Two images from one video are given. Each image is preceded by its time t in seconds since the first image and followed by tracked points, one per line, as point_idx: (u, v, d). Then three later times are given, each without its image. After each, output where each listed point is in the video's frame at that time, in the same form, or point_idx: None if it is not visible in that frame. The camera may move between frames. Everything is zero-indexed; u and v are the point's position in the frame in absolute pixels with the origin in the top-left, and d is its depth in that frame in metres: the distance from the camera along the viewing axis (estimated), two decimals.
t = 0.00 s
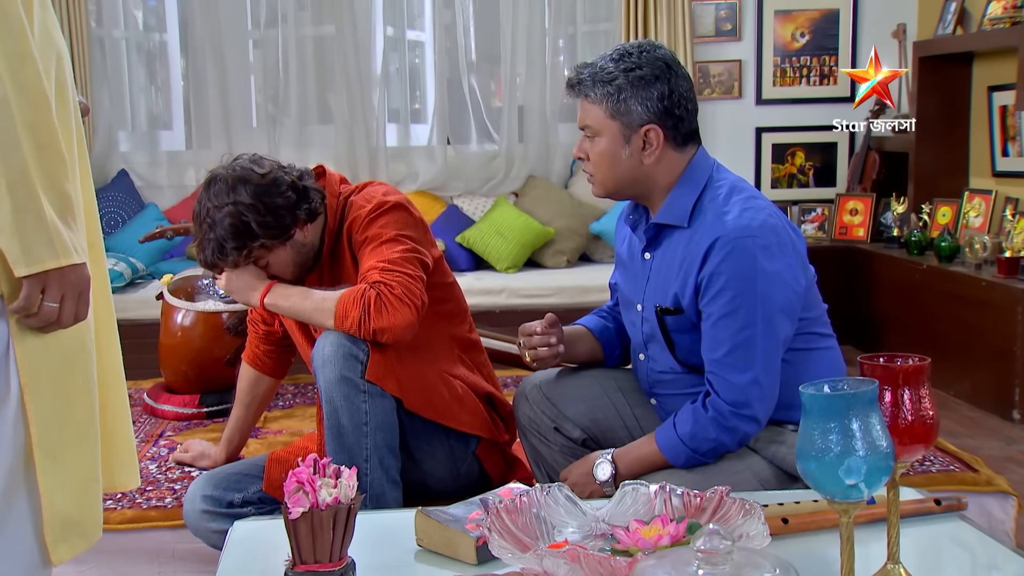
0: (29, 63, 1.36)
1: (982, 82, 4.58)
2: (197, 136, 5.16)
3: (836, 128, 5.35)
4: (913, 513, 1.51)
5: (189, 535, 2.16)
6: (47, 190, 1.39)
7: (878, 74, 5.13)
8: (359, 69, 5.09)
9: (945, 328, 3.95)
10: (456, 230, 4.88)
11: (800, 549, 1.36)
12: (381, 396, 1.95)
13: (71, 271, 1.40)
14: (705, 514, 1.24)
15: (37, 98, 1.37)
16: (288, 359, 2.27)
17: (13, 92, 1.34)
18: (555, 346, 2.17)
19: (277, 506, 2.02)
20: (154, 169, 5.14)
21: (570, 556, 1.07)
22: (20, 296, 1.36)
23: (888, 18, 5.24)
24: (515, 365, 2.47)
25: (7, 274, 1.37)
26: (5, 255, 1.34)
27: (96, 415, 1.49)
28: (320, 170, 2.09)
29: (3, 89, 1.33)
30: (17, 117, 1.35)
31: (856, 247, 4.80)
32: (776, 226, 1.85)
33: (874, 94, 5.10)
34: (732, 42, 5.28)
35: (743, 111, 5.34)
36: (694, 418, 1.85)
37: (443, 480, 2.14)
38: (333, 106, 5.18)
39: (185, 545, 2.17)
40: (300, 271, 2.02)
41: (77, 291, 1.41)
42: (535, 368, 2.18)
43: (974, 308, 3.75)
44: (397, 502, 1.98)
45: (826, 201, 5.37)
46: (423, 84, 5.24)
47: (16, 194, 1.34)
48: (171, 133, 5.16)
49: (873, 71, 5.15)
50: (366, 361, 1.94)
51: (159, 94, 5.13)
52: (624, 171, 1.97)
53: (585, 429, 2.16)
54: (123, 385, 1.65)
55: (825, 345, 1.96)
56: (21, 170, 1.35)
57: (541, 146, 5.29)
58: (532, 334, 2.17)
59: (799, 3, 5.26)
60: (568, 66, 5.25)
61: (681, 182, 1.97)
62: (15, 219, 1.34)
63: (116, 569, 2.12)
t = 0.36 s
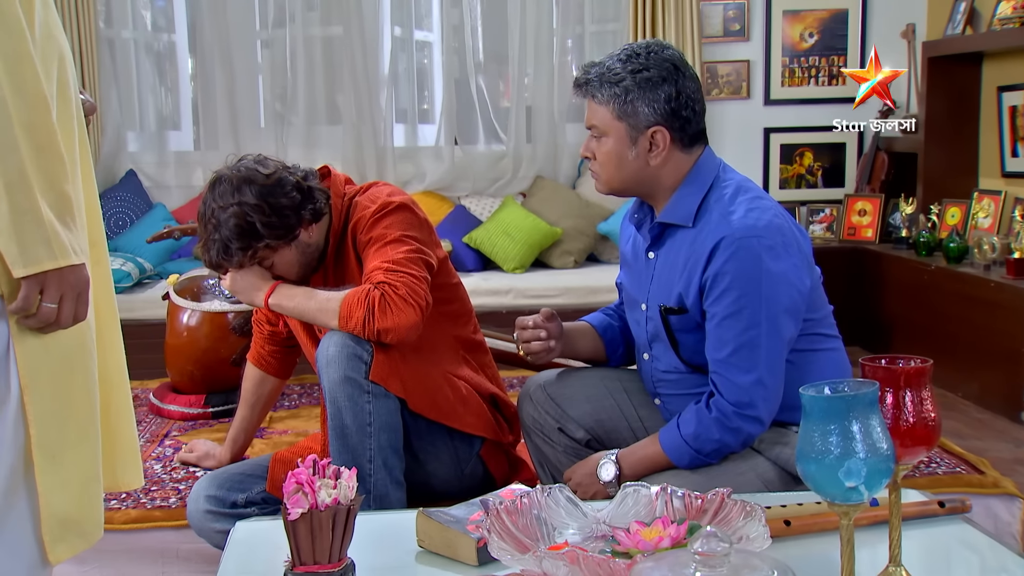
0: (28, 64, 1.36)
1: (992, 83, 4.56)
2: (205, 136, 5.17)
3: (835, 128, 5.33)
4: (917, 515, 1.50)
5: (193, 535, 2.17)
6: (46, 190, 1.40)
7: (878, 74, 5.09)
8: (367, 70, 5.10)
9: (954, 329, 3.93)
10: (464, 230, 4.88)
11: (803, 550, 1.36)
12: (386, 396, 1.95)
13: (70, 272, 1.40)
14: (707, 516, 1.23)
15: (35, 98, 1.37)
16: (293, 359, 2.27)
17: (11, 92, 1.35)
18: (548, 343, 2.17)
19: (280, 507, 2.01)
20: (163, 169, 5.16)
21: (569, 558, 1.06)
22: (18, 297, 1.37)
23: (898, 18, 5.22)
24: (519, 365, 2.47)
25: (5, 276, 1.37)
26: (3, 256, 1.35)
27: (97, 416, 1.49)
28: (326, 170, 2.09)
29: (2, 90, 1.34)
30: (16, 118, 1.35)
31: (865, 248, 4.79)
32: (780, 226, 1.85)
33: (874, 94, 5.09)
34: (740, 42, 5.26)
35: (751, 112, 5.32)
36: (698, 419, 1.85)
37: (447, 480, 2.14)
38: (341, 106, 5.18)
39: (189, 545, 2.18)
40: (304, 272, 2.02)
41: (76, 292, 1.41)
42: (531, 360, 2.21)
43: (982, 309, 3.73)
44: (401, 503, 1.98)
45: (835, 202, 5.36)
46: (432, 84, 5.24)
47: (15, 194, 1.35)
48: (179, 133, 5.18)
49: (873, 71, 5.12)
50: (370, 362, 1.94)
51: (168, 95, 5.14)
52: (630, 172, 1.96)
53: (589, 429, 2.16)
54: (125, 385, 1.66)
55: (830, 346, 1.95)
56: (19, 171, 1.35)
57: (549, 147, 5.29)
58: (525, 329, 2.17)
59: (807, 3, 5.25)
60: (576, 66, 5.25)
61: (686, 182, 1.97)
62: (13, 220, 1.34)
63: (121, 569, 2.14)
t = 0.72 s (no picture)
0: (30, 63, 1.37)
1: (1000, 83, 4.54)
2: (212, 137, 5.18)
3: (835, 128, 5.32)
4: (920, 517, 1.50)
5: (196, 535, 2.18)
6: (47, 189, 1.40)
7: (879, 74, 5.09)
8: (373, 70, 5.10)
9: (962, 330, 3.92)
10: (470, 230, 4.88)
11: (804, 552, 1.36)
12: (388, 397, 1.95)
13: (71, 271, 1.40)
14: (707, 517, 1.23)
15: (36, 98, 1.38)
16: (297, 359, 2.27)
17: (13, 92, 1.35)
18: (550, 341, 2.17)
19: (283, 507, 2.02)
20: (169, 169, 5.17)
21: (568, 559, 1.06)
22: (19, 296, 1.37)
23: (906, 18, 5.20)
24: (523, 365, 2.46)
25: (6, 275, 1.38)
26: (5, 255, 1.35)
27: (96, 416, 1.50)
28: (328, 171, 2.09)
29: (3, 89, 1.34)
30: (17, 117, 1.36)
31: (872, 249, 4.77)
32: (779, 226, 1.84)
33: (875, 93, 5.11)
34: (747, 42, 5.25)
35: (758, 112, 5.31)
36: (698, 419, 1.84)
37: (449, 481, 2.14)
38: (348, 107, 5.19)
39: (191, 546, 2.19)
40: (307, 272, 2.03)
41: (77, 291, 1.42)
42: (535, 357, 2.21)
43: (990, 310, 3.72)
44: (404, 504, 1.98)
45: (842, 202, 5.34)
46: (439, 85, 5.25)
47: (16, 193, 1.35)
48: (186, 133, 5.19)
49: (873, 71, 5.11)
50: (372, 363, 1.94)
51: (175, 96, 5.15)
52: (628, 171, 1.96)
53: (591, 430, 2.15)
54: (125, 385, 1.66)
55: (831, 346, 1.94)
56: (21, 170, 1.36)
57: (555, 147, 5.29)
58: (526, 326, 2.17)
59: (815, 3, 5.23)
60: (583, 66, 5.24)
61: (685, 182, 1.96)
62: (15, 218, 1.35)
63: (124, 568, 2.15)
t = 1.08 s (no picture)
0: (28, 63, 1.37)
1: (1007, 83, 4.53)
2: (218, 137, 5.19)
3: (836, 128, 5.30)
4: (922, 519, 1.49)
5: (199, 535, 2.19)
6: (46, 189, 1.40)
7: (878, 74, 5.06)
8: (379, 70, 5.10)
9: (968, 331, 3.90)
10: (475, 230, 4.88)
11: (804, 554, 1.36)
12: (389, 397, 1.95)
13: (70, 270, 1.40)
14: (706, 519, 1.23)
15: (35, 98, 1.38)
16: (300, 360, 2.28)
17: (11, 91, 1.35)
18: (546, 346, 2.17)
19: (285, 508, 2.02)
20: (175, 170, 5.18)
21: (565, 561, 1.06)
22: (17, 295, 1.37)
23: (912, 19, 5.19)
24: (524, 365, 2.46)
25: (5, 274, 1.38)
26: (4, 253, 1.35)
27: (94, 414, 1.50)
28: (331, 171, 2.08)
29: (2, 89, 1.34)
30: (16, 117, 1.36)
31: (878, 249, 4.76)
32: (776, 227, 1.84)
33: (875, 94, 5.06)
34: (753, 43, 5.24)
35: (764, 112, 5.30)
36: (697, 420, 1.84)
37: (451, 481, 2.14)
38: (354, 107, 5.19)
39: (193, 546, 2.19)
40: (309, 272, 2.03)
41: (75, 290, 1.42)
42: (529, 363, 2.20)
43: (996, 311, 3.70)
44: (405, 504, 1.97)
45: (849, 203, 5.32)
46: (444, 85, 5.24)
47: (15, 192, 1.35)
48: (192, 133, 5.20)
49: (872, 71, 5.07)
50: (373, 363, 1.94)
51: (181, 96, 5.17)
52: (622, 175, 1.96)
53: (591, 431, 2.15)
54: (125, 385, 1.67)
55: (830, 346, 1.94)
56: (20, 168, 1.36)
57: (561, 148, 5.29)
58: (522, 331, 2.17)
59: (821, 4, 5.22)
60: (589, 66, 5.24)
61: (683, 183, 1.96)
62: (14, 217, 1.35)
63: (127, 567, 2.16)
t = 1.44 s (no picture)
0: (25, 64, 1.37)
1: (1013, 84, 4.52)
2: (222, 137, 5.20)
3: (835, 128, 5.29)
4: (922, 521, 1.48)
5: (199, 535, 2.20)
6: (42, 191, 1.40)
7: (878, 73, 5.10)
8: (383, 71, 5.11)
9: (972, 332, 3.89)
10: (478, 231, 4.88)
11: (801, 556, 1.35)
12: (389, 398, 1.95)
13: (66, 272, 1.41)
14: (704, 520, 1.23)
15: (33, 100, 1.38)
16: (302, 360, 2.28)
17: (7, 94, 1.36)
18: (545, 354, 2.19)
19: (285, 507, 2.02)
20: (179, 170, 5.19)
21: (561, 562, 1.06)
22: (13, 298, 1.37)
23: (917, 19, 5.18)
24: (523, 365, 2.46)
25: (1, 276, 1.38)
26: None
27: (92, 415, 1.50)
28: (332, 171, 2.08)
29: None
30: (12, 119, 1.36)
31: (883, 249, 4.76)
32: (773, 228, 1.83)
33: (874, 94, 5.10)
34: (758, 43, 5.23)
35: (769, 112, 5.30)
36: (694, 423, 1.84)
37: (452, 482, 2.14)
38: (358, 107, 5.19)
39: (194, 546, 2.20)
40: (311, 272, 2.03)
41: (71, 292, 1.42)
42: (530, 372, 2.21)
43: (1000, 312, 3.69)
44: (405, 505, 1.97)
45: (854, 204, 5.31)
46: (449, 86, 5.24)
47: (11, 195, 1.35)
48: (197, 133, 5.20)
49: (872, 70, 5.11)
50: (374, 364, 1.94)
51: (185, 96, 5.17)
52: (617, 174, 1.96)
53: (590, 433, 2.14)
54: (124, 386, 1.67)
55: (827, 347, 1.94)
56: (15, 170, 1.36)
57: (565, 148, 5.29)
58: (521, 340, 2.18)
59: (826, 4, 5.20)
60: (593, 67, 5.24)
61: (678, 185, 1.96)
62: (9, 220, 1.35)
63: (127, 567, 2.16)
